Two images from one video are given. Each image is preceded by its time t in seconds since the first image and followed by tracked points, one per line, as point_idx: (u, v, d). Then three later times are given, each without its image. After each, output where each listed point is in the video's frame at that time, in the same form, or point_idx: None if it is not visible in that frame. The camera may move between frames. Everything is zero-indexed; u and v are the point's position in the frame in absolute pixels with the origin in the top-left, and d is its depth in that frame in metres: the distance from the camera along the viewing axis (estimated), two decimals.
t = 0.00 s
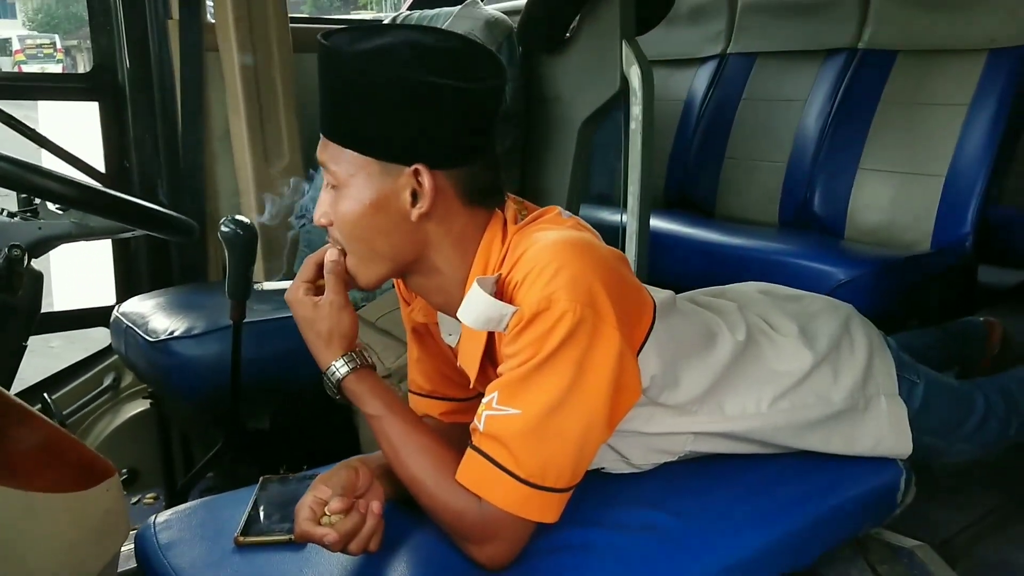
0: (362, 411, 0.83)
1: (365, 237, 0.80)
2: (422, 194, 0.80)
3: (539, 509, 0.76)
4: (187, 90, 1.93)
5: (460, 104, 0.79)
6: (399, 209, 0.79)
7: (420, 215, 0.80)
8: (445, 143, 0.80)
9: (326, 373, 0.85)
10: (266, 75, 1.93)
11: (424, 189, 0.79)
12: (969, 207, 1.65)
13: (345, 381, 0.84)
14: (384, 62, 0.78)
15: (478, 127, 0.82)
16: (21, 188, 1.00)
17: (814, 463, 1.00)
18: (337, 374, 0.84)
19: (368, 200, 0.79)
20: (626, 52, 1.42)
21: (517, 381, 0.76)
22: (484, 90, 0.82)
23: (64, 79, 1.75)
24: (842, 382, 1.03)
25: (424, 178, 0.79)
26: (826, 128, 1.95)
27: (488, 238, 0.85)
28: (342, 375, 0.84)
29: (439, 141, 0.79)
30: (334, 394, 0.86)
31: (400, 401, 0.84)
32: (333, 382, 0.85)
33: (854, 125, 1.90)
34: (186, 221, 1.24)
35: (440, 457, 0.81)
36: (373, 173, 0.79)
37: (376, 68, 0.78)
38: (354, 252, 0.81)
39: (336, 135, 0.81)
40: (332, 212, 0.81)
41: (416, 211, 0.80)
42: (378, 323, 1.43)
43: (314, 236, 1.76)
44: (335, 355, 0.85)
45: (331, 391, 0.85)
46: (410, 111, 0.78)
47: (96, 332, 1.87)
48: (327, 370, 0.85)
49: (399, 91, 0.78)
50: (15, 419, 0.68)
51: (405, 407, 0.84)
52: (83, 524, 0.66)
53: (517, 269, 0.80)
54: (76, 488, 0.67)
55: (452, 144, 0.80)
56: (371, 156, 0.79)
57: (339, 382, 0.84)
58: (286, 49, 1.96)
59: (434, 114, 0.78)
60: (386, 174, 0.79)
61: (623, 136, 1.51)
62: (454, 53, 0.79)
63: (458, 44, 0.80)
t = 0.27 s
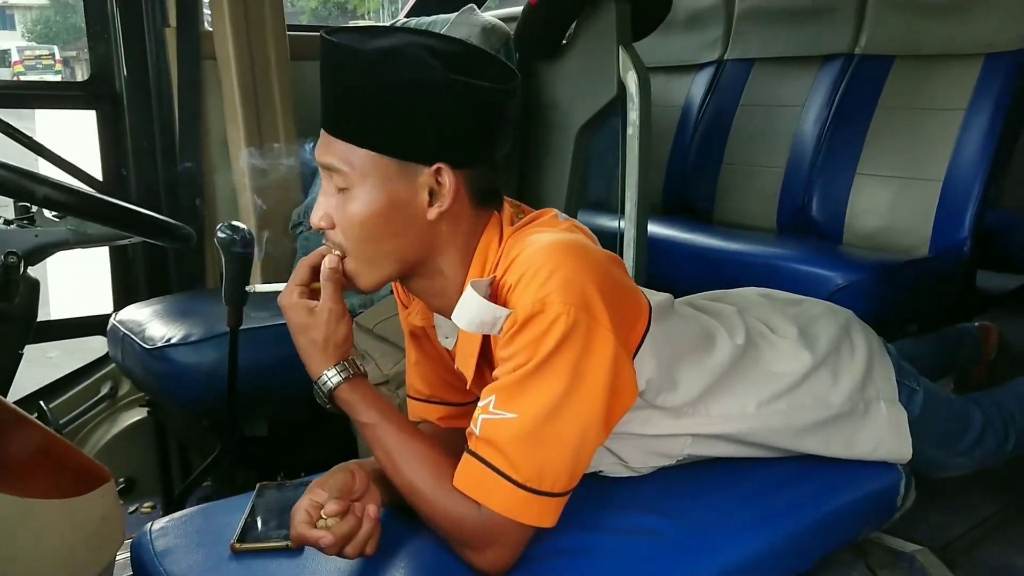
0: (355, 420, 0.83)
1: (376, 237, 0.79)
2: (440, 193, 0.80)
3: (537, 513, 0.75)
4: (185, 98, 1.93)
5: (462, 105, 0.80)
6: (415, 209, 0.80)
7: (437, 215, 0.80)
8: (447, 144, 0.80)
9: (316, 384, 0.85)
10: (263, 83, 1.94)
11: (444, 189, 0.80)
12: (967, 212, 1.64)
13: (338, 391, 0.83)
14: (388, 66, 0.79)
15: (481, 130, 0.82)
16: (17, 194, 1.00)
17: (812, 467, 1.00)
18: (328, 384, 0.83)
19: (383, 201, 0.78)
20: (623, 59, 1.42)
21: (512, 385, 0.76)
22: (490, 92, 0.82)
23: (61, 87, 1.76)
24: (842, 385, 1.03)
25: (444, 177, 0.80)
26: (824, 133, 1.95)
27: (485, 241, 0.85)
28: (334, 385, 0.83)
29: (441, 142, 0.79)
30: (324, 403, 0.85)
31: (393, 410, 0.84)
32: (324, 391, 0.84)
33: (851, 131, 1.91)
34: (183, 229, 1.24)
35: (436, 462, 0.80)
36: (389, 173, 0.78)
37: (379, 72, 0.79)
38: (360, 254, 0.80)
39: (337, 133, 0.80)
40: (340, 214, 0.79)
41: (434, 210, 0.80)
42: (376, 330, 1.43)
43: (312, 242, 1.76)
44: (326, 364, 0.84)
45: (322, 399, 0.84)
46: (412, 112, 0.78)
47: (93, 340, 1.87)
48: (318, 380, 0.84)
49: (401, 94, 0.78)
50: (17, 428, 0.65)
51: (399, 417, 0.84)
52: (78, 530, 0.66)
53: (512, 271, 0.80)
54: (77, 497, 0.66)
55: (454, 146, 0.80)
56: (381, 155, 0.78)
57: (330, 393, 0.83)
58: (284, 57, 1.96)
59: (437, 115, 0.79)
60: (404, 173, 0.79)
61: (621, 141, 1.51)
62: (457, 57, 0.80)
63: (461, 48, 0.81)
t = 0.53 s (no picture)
0: (348, 435, 0.82)
1: (409, 259, 0.78)
2: (476, 216, 0.82)
3: (535, 518, 0.75)
4: (182, 105, 1.93)
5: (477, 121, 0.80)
6: (454, 231, 0.80)
7: (472, 237, 0.82)
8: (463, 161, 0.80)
9: (305, 400, 0.83)
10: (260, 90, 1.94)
11: (482, 212, 0.82)
12: (962, 218, 1.65)
13: (334, 408, 0.82)
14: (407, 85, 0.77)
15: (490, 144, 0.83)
16: (14, 201, 1.00)
17: (807, 471, 1.00)
18: (321, 401, 0.82)
19: (424, 224, 0.78)
20: (618, 65, 1.44)
21: (508, 390, 0.76)
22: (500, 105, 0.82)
23: (58, 95, 1.76)
24: (836, 389, 1.03)
25: (486, 202, 0.82)
26: (819, 139, 1.96)
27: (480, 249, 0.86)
28: (329, 402, 0.82)
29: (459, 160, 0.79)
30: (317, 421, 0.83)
31: (388, 424, 0.84)
32: (315, 409, 0.82)
33: (846, 137, 1.91)
34: (181, 235, 1.24)
35: (430, 468, 0.81)
36: (434, 198, 0.78)
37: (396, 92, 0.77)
38: (388, 275, 0.78)
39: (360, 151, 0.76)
40: (371, 236, 0.77)
41: (468, 232, 0.82)
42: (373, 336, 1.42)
43: (309, 250, 1.76)
44: (319, 379, 0.83)
45: (314, 416, 0.83)
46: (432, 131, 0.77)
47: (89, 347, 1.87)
48: (307, 397, 0.83)
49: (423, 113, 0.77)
50: (17, 431, 0.69)
51: (393, 429, 0.84)
52: (75, 537, 0.65)
53: (503, 277, 0.80)
54: (69, 502, 0.66)
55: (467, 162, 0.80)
56: (414, 179, 0.76)
57: (324, 410, 0.82)
58: (281, 64, 1.97)
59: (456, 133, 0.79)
60: (450, 198, 0.79)
61: (618, 147, 1.52)
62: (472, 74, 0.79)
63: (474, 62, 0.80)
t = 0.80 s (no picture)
0: (349, 434, 0.82)
1: (367, 247, 0.79)
2: (420, 198, 0.81)
3: (539, 525, 0.75)
4: (186, 109, 1.94)
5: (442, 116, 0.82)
6: (400, 216, 0.80)
7: (420, 221, 0.81)
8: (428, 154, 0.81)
9: (309, 399, 0.84)
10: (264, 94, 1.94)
11: (424, 193, 0.81)
12: (968, 220, 1.64)
13: (331, 407, 0.82)
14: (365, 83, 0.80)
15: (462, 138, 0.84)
16: (18, 205, 1.01)
17: (818, 476, 0.99)
18: (321, 399, 0.82)
19: (367, 210, 0.79)
20: (623, 67, 1.43)
21: (513, 395, 0.75)
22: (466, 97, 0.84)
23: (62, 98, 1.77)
24: (844, 395, 1.02)
25: (422, 181, 0.81)
26: (824, 142, 1.95)
27: (482, 252, 0.85)
28: (327, 400, 0.82)
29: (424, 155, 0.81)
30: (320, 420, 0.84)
31: (387, 422, 0.84)
32: (316, 407, 0.83)
33: (850, 139, 1.91)
34: (184, 238, 1.24)
35: (434, 473, 0.80)
36: (371, 184, 0.80)
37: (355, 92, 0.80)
38: (354, 269, 0.80)
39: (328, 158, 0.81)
40: (327, 229, 0.80)
41: (416, 217, 0.81)
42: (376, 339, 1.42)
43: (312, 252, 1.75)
44: (319, 380, 0.84)
45: (316, 415, 0.83)
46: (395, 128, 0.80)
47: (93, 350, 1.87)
48: (310, 396, 0.84)
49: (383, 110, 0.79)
50: (16, 433, 0.69)
51: (394, 430, 0.83)
52: (76, 539, 0.65)
53: (512, 281, 0.80)
54: (71, 502, 0.66)
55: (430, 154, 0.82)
56: (369, 171, 0.80)
57: (324, 408, 0.83)
58: (285, 68, 1.96)
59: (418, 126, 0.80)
60: (386, 181, 0.80)
61: (622, 149, 1.51)
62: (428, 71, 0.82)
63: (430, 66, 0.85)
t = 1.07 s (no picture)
0: (358, 434, 0.82)
1: (389, 257, 0.79)
2: (453, 215, 0.82)
3: (541, 523, 0.75)
4: (193, 111, 1.95)
5: (454, 118, 0.79)
6: (429, 230, 0.81)
7: (449, 236, 0.82)
8: (435, 157, 0.79)
9: (317, 398, 0.84)
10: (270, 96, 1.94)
11: (458, 212, 0.82)
12: (977, 219, 1.63)
13: (342, 407, 0.83)
14: (381, 82, 0.78)
15: (476, 144, 0.81)
16: (25, 206, 1.01)
17: (824, 475, 0.99)
18: (331, 399, 0.83)
19: (394, 221, 0.78)
20: (628, 68, 1.43)
21: (511, 393, 0.75)
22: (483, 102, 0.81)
23: (70, 101, 1.78)
24: (851, 395, 1.02)
25: (460, 201, 0.81)
26: (832, 141, 1.94)
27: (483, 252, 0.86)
28: (337, 400, 0.83)
29: (429, 156, 0.79)
30: (328, 419, 0.85)
31: (394, 420, 0.84)
32: (326, 407, 0.83)
33: (857, 138, 1.90)
34: (191, 240, 1.24)
35: (437, 472, 0.80)
36: (399, 194, 0.78)
37: (371, 91, 0.79)
38: (369, 272, 0.80)
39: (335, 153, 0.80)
40: (348, 233, 0.78)
41: (445, 231, 0.81)
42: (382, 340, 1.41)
43: (319, 254, 1.76)
44: (328, 379, 0.85)
45: (324, 414, 0.84)
46: (401, 127, 0.78)
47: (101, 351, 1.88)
48: (319, 395, 0.84)
49: (394, 111, 0.78)
50: (25, 435, 0.69)
51: (401, 429, 0.83)
52: (82, 538, 0.65)
53: (508, 279, 0.80)
54: (76, 504, 0.66)
55: (438, 157, 0.79)
56: (385, 176, 0.78)
57: (334, 407, 0.83)
58: (291, 70, 1.97)
59: (424, 127, 0.78)
60: (423, 196, 0.79)
61: (628, 150, 1.51)
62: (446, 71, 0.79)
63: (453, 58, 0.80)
